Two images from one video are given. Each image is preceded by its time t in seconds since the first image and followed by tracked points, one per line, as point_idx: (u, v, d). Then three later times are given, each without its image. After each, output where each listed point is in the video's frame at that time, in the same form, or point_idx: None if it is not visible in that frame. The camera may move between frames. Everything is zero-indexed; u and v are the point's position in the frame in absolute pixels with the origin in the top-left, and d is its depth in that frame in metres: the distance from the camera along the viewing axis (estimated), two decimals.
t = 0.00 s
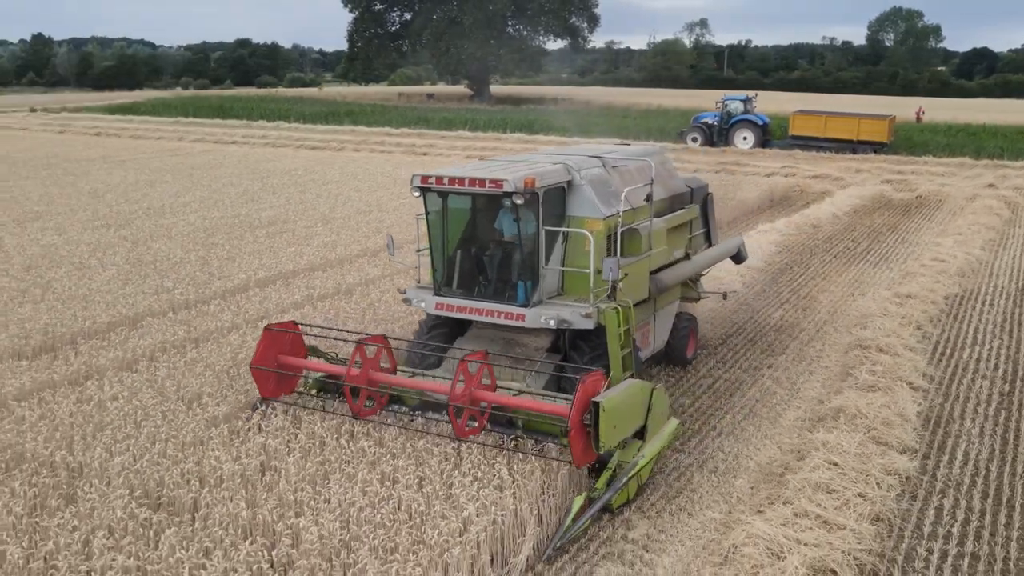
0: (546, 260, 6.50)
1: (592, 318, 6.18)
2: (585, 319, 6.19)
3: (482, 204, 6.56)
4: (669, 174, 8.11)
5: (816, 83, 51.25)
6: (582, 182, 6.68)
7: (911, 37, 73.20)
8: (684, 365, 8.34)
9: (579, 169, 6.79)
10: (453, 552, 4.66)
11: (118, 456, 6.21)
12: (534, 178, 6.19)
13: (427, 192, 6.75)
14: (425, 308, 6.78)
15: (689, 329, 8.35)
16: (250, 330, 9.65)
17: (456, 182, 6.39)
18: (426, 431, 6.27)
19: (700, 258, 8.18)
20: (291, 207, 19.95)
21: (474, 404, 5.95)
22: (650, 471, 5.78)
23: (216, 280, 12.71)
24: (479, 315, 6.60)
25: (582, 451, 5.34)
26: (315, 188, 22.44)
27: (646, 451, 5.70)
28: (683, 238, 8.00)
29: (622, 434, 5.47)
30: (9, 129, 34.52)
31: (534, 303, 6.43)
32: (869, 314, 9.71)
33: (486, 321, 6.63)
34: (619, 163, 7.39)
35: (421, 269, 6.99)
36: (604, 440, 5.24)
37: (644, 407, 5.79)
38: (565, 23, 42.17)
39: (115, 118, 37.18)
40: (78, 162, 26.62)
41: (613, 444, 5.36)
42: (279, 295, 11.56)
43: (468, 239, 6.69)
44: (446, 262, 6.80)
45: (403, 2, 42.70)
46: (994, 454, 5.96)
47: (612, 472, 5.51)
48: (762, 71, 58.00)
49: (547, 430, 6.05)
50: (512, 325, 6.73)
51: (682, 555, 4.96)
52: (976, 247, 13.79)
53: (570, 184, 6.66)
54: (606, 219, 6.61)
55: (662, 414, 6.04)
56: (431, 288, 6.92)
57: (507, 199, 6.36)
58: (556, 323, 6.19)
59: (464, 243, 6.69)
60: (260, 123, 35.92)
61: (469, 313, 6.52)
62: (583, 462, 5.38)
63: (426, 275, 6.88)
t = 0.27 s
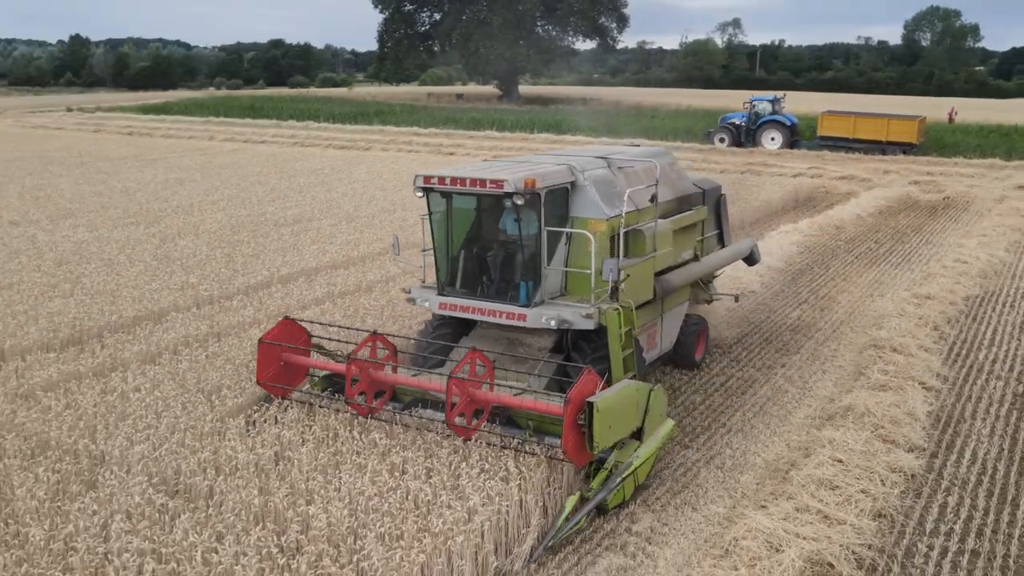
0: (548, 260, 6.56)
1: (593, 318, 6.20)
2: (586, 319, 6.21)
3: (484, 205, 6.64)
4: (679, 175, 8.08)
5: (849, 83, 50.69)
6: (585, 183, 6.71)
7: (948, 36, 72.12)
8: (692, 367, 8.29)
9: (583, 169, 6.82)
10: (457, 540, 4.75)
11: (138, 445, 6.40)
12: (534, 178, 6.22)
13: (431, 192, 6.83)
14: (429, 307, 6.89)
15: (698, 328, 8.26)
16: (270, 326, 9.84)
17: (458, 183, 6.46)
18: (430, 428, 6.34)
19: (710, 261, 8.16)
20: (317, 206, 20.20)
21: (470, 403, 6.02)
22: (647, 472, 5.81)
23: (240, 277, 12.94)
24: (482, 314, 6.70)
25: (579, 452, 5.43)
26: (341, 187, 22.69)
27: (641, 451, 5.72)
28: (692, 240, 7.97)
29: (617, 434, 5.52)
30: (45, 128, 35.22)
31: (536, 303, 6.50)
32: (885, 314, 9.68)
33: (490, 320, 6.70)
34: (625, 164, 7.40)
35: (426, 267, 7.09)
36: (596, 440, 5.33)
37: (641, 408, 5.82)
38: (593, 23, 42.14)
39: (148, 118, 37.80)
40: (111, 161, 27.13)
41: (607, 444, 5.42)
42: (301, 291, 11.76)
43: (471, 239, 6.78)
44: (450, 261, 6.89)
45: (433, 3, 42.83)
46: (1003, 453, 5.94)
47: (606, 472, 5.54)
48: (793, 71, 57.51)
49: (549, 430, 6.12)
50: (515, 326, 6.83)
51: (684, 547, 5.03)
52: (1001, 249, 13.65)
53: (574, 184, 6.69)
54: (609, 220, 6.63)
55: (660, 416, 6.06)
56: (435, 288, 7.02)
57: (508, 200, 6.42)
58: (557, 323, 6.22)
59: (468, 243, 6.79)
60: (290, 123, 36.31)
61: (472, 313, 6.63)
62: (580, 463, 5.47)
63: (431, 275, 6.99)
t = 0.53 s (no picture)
0: (551, 260, 6.61)
1: (595, 319, 6.21)
2: (587, 320, 6.22)
3: (487, 205, 6.69)
4: (687, 175, 8.07)
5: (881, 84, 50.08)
6: (589, 183, 6.73)
7: (986, 35, 70.96)
8: (702, 369, 8.22)
9: (588, 170, 6.84)
10: (462, 528, 4.84)
11: (158, 434, 6.58)
12: (535, 178, 6.26)
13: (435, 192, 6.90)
14: (434, 306, 6.97)
15: (707, 330, 8.21)
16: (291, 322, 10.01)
17: (460, 183, 6.52)
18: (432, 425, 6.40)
19: (720, 262, 8.14)
20: (342, 204, 20.42)
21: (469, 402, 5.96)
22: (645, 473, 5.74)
23: (263, 273, 13.15)
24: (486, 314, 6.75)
25: (572, 450, 5.34)
26: (367, 186, 22.91)
27: (639, 450, 5.65)
28: (700, 241, 7.96)
29: (613, 434, 5.46)
30: (81, 128, 35.90)
31: (538, 303, 6.55)
32: (903, 315, 9.62)
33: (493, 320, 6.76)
34: (631, 165, 7.41)
35: (431, 267, 7.17)
36: (592, 439, 5.25)
37: (638, 408, 5.75)
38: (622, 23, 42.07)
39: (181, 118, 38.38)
40: (143, 160, 27.61)
41: (603, 443, 5.36)
42: (323, 288, 11.93)
43: (476, 239, 6.85)
44: (454, 261, 6.97)
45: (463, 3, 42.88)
46: (1013, 453, 5.92)
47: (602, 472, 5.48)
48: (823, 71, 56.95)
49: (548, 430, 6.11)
50: (520, 327, 6.87)
51: (687, 540, 5.09)
52: None
53: (578, 185, 6.72)
54: (613, 221, 6.65)
55: (659, 417, 5.99)
56: (439, 288, 7.09)
57: (510, 199, 6.46)
58: (558, 323, 6.25)
59: (472, 243, 6.86)
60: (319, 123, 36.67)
61: (476, 313, 6.70)
62: (572, 462, 5.37)
63: (435, 274, 7.07)
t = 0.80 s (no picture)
0: (554, 261, 6.68)
1: (596, 319, 6.28)
2: (589, 320, 6.31)
3: (490, 206, 6.79)
4: (695, 176, 8.08)
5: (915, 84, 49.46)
6: (593, 184, 6.81)
7: None
8: (709, 370, 8.18)
9: (592, 170, 6.90)
10: (468, 518, 4.95)
11: (179, 424, 6.77)
12: (536, 179, 6.34)
13: (440, 192, 7.02)
14: (438, 306, 7.06)
15: (716, 331, 8.16)
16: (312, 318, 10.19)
17: (463, 182, 6.64)
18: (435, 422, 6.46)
19: (730, 263, 8.12)
20: (368, 203, 20.62)
21: (468, 401, 6.00)
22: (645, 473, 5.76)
23: (287, 270, 13.36)
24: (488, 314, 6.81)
25: (570, 452, 5.46)
26: (392, 185, 23.10)
27: (637, 450, 5.65)
28: (708, 242, 7.93)
29: (611, 435, 5.51)
30: (115, 127, 36.55)
31: (540, 303, 6.61)
32: (921, 315, 9.57)
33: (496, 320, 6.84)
34: (637, 165, 7.44)
35: (437, 267, 7.28)
36: (589, 439, 5.31)
37: (638, 409, 5.77)
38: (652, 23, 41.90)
39: (213, 118, 38.89)
40: (174, 159, 28.05)
41: (600, 444, 5.42)
42: (344, 285, 12.10)
43: (479, 239, 6.94)
44: (458, 261, 7.07)
45: (492, 3, 42.90)
46: None
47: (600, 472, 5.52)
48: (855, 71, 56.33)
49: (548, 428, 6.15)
50: (523, 327, 6.92)
51: (691, 533, 5.15)
52: None
53: (582, 186, 6.79)
54: (616, 221, 6.72)
55: (660, 418, 6.00)
56: (443, 288, 7.19)
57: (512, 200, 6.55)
58: (560, 323, 6.34)
59: (475, 243, 6.95)
60: (348, 123, 36.95)
61: (479, 312, 6.77)
62: (572, 463, 5.50)
63: (440, 273, 7.17)
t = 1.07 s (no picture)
0: (557, 260, 6.71)
1: (599, 318, 6.34)
2: (592, 320, 6.37)
3: (494, 205, 6.83)
4: (704, 176, 7.99)
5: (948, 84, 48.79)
6: (597, 183, 6.78)
7: None
8: (716, 370, 8.12)
9: (597, 170, 6.87)
10: (477, 506, 5.05)
11: (199, 414, 6.94)
12: (538, 178, 6.36)
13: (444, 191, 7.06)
14: (442, 305, 7.12)
15: (724, 331, 8.12)
16: (332, 313, 10.35)
17: (467, 182, 6.68)
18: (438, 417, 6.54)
19: (737, 263, 8.11)
20: (392, 202, 20.80)
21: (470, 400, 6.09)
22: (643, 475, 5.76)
23: (310, 267, 13.55)
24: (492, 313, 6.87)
25: (565, 451, 5.45)
26: (417, 184, 23.28)
27: (633, 450, 5.62)
28: (715, 242, 7.93)
29: (608, 434, 5.54)
30: (147, 127, 37.13)
31: (543, 302, 6.66)
32: (939, 314, 9.51)
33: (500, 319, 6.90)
34: (644, 165, 7.38)
35: (442, 266, 7.33)
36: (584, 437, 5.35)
37: (636, 409, 5.78)
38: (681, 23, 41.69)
39: (242, 117, 39.36)
40: (203, 158, 28.45)
41: (596, 443, 5.44)
42: (365, 282, 12.26)
43: (483, 238, 6.99)
44: (462, 260, 7.13)
45: (521, 3, 42.90)
46: None
47: (597, 470, 5.52)
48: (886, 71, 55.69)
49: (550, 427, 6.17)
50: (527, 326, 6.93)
51: (697, 525, 5.21)
52: None
53: (586, 185, 6.78)
54: (620, 221, 6.68)
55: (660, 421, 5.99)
56: (448, 286, 7.24)
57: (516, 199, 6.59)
58: (562, 322, 6.41)
59: (479, 242, 7.00)
60: (376, 123, 37.19)
61: (482, 311, 6.83)
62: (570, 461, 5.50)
63: (444, 272, 7.23)
